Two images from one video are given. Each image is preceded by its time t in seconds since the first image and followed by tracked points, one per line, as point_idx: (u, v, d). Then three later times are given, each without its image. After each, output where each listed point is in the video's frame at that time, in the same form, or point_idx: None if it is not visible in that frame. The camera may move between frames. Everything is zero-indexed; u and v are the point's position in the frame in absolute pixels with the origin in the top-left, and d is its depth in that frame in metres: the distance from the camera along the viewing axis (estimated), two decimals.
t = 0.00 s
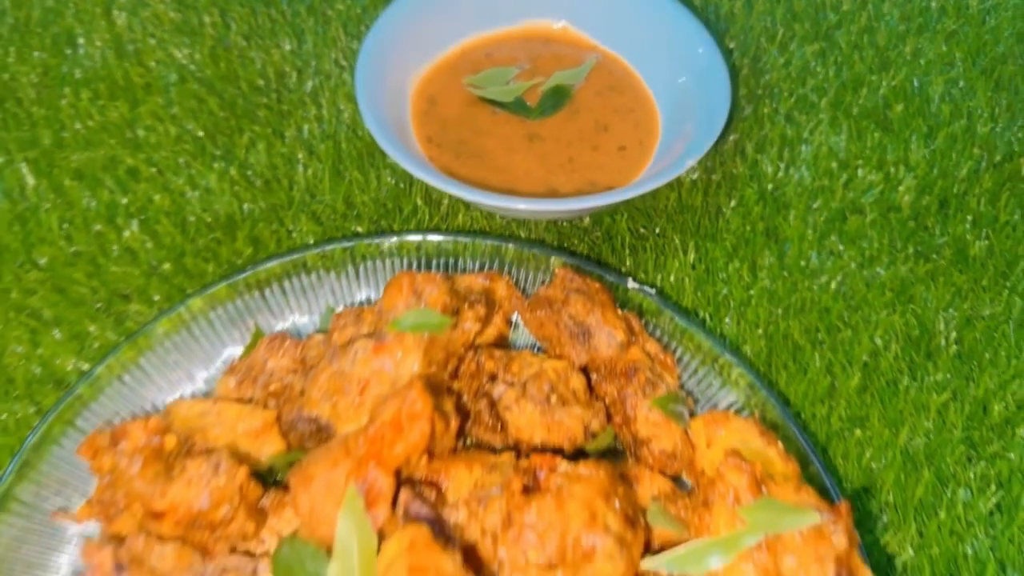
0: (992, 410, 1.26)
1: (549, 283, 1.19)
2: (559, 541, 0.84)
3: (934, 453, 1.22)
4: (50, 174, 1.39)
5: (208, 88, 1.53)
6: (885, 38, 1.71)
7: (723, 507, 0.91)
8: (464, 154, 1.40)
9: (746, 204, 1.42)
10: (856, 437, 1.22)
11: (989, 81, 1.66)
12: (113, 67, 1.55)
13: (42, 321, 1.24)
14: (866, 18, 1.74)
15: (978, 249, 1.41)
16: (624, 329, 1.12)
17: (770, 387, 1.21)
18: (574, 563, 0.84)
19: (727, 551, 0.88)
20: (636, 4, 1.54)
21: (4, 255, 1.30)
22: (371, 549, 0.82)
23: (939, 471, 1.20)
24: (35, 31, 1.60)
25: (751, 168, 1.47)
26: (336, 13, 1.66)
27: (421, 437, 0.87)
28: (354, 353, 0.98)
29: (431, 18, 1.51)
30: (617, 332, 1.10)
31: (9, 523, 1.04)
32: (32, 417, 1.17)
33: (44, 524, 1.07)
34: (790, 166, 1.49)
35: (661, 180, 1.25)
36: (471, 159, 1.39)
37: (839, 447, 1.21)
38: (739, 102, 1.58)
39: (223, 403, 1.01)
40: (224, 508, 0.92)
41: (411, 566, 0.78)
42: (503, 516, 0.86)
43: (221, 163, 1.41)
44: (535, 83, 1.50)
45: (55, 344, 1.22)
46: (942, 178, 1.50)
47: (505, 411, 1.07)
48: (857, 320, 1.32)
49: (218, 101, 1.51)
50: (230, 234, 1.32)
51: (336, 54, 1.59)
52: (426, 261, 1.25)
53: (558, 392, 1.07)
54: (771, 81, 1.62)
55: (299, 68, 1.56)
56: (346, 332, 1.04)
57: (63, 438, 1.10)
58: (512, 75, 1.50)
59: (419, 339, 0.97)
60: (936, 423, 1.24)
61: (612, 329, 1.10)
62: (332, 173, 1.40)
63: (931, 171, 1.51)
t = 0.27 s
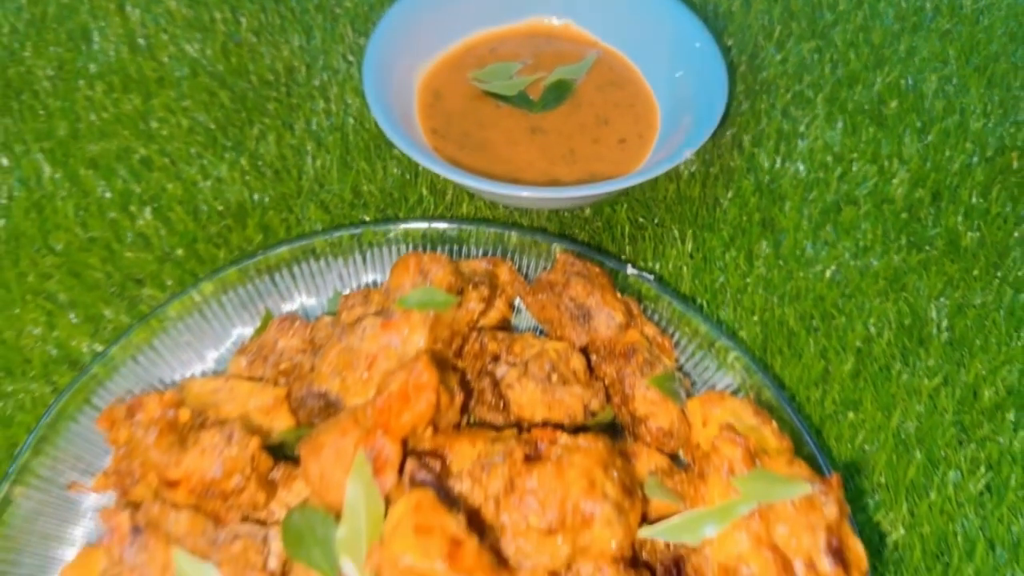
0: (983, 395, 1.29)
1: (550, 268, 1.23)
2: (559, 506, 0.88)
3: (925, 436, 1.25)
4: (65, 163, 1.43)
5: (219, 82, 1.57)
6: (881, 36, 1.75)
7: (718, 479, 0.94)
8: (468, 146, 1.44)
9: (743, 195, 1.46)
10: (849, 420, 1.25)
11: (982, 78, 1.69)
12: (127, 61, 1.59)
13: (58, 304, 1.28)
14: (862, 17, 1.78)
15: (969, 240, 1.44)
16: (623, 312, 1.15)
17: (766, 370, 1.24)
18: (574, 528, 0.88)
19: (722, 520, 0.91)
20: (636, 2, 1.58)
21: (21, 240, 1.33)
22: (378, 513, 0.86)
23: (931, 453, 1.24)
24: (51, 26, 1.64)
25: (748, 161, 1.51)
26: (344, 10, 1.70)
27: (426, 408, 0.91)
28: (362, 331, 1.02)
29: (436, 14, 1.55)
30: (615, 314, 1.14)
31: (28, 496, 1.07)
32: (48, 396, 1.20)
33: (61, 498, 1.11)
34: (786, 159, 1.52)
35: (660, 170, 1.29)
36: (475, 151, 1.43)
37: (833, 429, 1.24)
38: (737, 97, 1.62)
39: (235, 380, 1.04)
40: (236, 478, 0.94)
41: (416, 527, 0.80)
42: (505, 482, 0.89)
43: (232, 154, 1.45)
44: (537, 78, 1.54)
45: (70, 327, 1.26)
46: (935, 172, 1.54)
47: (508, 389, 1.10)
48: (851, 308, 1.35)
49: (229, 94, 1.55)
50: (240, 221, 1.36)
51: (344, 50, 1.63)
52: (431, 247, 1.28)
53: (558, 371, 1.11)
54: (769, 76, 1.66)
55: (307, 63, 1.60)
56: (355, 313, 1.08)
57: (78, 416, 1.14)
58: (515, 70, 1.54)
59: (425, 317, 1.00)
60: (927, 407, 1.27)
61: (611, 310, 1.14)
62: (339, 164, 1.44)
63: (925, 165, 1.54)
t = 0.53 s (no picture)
0: (973, 381, 1.32)
1: (551, 254, 1.27)
2: (559, 475, 0.91)
3: (916, 420, 1.28)
4: (80, 154, 1.47)
5: (230, 76, 1.61)
6: (875, 35, 1.79)
7: (713, 452, 0.97)
8: (471, 138, 1.48)
9: (739, 187, 1.50)
10: (842, 404, 1.28)
11: (975, 75, 1.73)
12: (140, 56, 1.63)
13: (73, 289, 1.31)
14: (857, 17, 1.82)
15: (960, 231, 1.48)
16: (621, 295, 1.19)
17: (761, 354, 1.28)
18: (572, 496, 0.91)
19: (716, 491, 0.94)
20: None
21: (37, 227, 1.37)
22: (384, 482, 0.89)
23: (922, 436, 1.27)
24: (65, 22, 1.68)
25: (745, 154, 1.55)
26: (351, 8, 1.74)
27: (429, 382, 0.94)
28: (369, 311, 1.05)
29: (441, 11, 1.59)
30: (614, 297, 1.17)
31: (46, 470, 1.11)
32: (63, 376, 1.24)
33: (76, 473, 1.14)
34: (782, 153, 1.56)
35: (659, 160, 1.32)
36: (479, 143, 1.47)
37: (826, 413, 1.27)
38: (734, 93, 1.65)
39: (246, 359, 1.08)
40: (246, 451, 0.98)
41: (420, 490, 0.85)
42: (506, 451, 0.92)
43: (242, 146, 1.49)
44: (540, 73, 1.58)
45: (84, 310, 1.29)
46: (928, 166, 1.57)
47: (509, 369, 1.13)
48: (845, 296, 1.39)
49: (239, 88, 1.59)
50: (250, 210, 1.40)
51: (351, 46, 1.67)
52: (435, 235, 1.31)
53: (558, 352, 1.14)
54: (766, 73, 1.69)
55: (315, 59, 1.64)
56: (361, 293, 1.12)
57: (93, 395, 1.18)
58: (518, 65, 1.58)
59: (430, 296, 1.03)
60: (919, 392, 1.30)
61: (609, 294, 1.17)
62: (347, 155, 1.48)
63: (918, 159, 1.58)
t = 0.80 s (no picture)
0: (959, 362, 1.37)
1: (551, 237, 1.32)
2: (556, 436, 0.96)
3: (904, 399, 1.32)
4: (98, 143, 1.53)
5: (243, 71, 1.67)
6: (867, 35, 1.84)
7: (703, 418, 1.02)
8: (475, 130, 1.53)
9: (733, 178, 1.55)
10: (832, 383, 1.33)
11: (963, 73, 1.79)
12: (156, 52, 1.70)
13: (91, 270, 1.37)
14: (850, 17, 1.88)
15: (947, 221, 1.53)
16: (617, 275, 1.24)
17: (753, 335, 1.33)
18: (569, 456, 0.96)
19: (706, 454, 0.98)
20: None
21: (58, 212, 1.43)
22: (391, 440, 0.94)
23: (908, 414, 1.31)
24: (85, 19, 1.75)
25: (739, 147, 1.60)
26: (360, 7, 1.80)
27: (434, 349, 0.99)
28: (377, 285, 1.10)
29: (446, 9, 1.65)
30: (611, 276, 1.22)
31: (64, 439, 1.15)
32: (82, 351, 1.29)
33: (92, 442, 1.18)
34: (776, 146, 1.61)
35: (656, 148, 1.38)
36: (482, 134, 1.53)
37: (816, 392, 1.32)
38: (729, 89, 1.71)
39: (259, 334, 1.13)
40: (259, 416, 1.02)
41: (425, 446, 0.90)
42: (507, 412, 0.97)
43: (255, 136, 1.55)
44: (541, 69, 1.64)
45: (102, 290, 1.35)
46: (917, 159, 1.62)
47: (510, 344, 1.16)
48: (835, 281, 1.44)
49: (252, 82, 1.65)
50: (262, 196, 1.45)
51: (359, 43, 1.73)
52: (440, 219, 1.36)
53: (558, 329, 1.17)
54: (760, 70, 1.75)
55: (325, 55, 1.70)
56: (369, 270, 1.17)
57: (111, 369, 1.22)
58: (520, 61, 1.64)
59: (435, 270, 1.08)
60: (906, 372, 1.35)
61: (606, 273, 1.22)
62: (355, 146, 1.53)
63: (907, 153, 1.63)
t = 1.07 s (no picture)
0: (951, 350, 1.39)
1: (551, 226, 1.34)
2: (555, 412, 0.99)
3: (896, 386, 1.35)
4: (108, 135, 1.56)
5: (250, 66, 1.70)
6: (862, 34, 1.88)
7: (698, 397, 1.04)
8: (477, 123, 1.57)
9: (730, 171, 1.58)
10: (826, 370, 1.35)
11: (957, 71, 1.82)
12: (165, 48, 1.73)
13: (101, 257, 1.40)
14: (845, 17, 1.91)
15: (939, 214, 1.56)
16: (615, 261, 1.27)
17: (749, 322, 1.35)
18: (567, 431, 0.99)
19: (700, 431, 1.01)
20: None
21: (69, 201, 1.46)
22: (394, 415, 0.97)
23: (901, 400, 1.34)
24: (95, 16, 1.78)
25: (736, 141, 1.63)
26: (365, 5, 1.84)
27: (435, 328, 1.02)
28: (381, 269, 1.13)
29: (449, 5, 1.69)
30: (608, 263, 1.25)
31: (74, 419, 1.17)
32: (92, 335, 1.32)
33: (102, 423, 1.20)
34: (772, 140, 1.64)
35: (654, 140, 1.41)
36: (484, 128, 1.56)
37: (811, 378, 1.34)
38: (727, 85, 1.74)
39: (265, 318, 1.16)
40: (266, 393, 1.05)
41: (427, 417, 0.93)
42: (506, 387, 1.00)
43: (261, 129, 1.58)
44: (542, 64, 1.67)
45: (112, 277, 1.38)
46: (911, 154, 1.65)
47: (510, 329, 1.18)
48: (829, 272, 1.47)
49: (259, 77, 1.68)
50: (269, 187, 1.49)
51: (364, 40, 1.77)
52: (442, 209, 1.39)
53: (557, 313, 1.20)
54: (757, 68, 1.78)
55: (331, 51, 1.74)
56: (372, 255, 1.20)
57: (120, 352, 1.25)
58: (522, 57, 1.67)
59: (437, 254, 1.11)
60: (898, 360, 1.37)
61: (604, 260, 1.25)
62: (360, 139, 1.56)
63: (901, 148, 1.66)
